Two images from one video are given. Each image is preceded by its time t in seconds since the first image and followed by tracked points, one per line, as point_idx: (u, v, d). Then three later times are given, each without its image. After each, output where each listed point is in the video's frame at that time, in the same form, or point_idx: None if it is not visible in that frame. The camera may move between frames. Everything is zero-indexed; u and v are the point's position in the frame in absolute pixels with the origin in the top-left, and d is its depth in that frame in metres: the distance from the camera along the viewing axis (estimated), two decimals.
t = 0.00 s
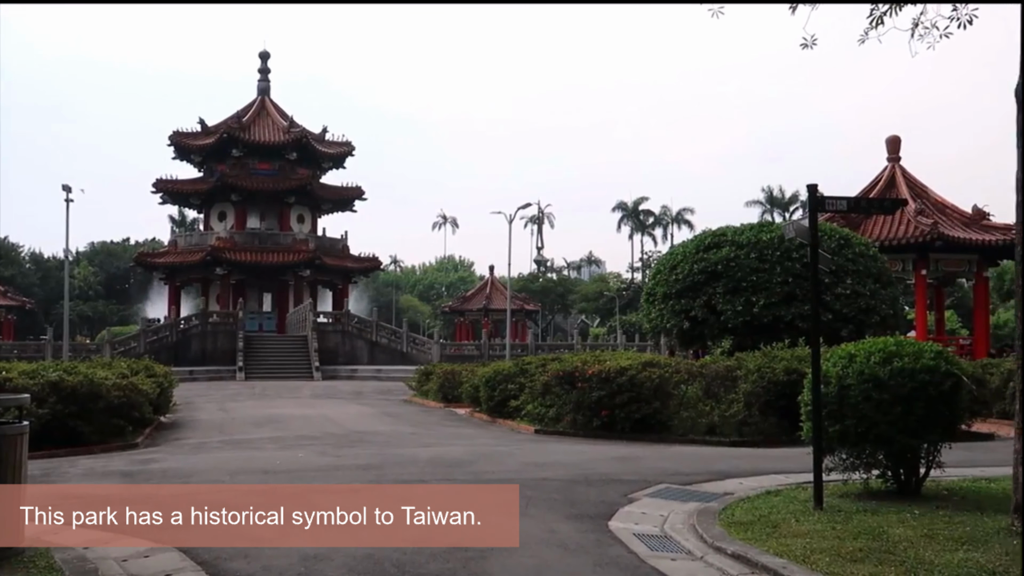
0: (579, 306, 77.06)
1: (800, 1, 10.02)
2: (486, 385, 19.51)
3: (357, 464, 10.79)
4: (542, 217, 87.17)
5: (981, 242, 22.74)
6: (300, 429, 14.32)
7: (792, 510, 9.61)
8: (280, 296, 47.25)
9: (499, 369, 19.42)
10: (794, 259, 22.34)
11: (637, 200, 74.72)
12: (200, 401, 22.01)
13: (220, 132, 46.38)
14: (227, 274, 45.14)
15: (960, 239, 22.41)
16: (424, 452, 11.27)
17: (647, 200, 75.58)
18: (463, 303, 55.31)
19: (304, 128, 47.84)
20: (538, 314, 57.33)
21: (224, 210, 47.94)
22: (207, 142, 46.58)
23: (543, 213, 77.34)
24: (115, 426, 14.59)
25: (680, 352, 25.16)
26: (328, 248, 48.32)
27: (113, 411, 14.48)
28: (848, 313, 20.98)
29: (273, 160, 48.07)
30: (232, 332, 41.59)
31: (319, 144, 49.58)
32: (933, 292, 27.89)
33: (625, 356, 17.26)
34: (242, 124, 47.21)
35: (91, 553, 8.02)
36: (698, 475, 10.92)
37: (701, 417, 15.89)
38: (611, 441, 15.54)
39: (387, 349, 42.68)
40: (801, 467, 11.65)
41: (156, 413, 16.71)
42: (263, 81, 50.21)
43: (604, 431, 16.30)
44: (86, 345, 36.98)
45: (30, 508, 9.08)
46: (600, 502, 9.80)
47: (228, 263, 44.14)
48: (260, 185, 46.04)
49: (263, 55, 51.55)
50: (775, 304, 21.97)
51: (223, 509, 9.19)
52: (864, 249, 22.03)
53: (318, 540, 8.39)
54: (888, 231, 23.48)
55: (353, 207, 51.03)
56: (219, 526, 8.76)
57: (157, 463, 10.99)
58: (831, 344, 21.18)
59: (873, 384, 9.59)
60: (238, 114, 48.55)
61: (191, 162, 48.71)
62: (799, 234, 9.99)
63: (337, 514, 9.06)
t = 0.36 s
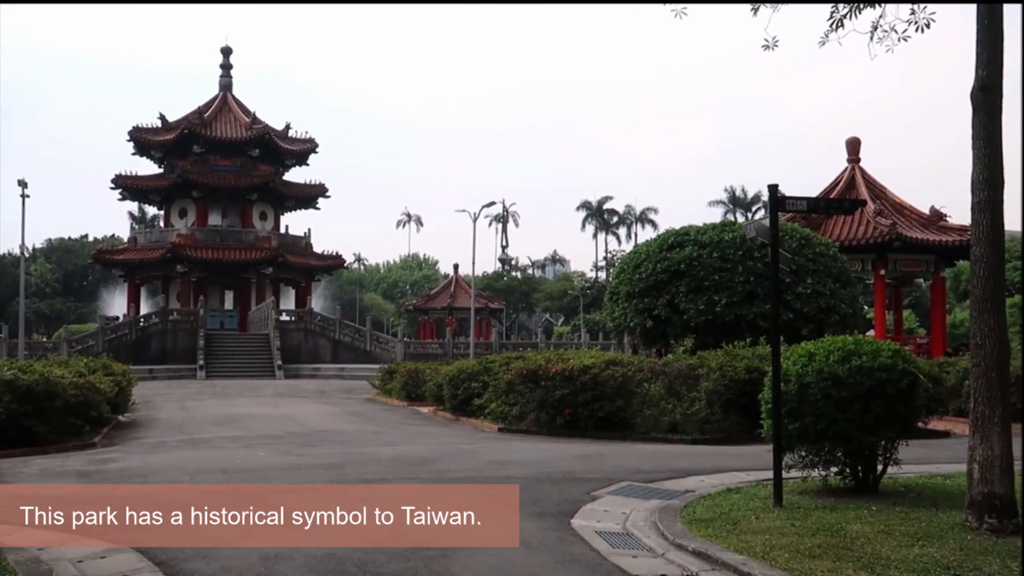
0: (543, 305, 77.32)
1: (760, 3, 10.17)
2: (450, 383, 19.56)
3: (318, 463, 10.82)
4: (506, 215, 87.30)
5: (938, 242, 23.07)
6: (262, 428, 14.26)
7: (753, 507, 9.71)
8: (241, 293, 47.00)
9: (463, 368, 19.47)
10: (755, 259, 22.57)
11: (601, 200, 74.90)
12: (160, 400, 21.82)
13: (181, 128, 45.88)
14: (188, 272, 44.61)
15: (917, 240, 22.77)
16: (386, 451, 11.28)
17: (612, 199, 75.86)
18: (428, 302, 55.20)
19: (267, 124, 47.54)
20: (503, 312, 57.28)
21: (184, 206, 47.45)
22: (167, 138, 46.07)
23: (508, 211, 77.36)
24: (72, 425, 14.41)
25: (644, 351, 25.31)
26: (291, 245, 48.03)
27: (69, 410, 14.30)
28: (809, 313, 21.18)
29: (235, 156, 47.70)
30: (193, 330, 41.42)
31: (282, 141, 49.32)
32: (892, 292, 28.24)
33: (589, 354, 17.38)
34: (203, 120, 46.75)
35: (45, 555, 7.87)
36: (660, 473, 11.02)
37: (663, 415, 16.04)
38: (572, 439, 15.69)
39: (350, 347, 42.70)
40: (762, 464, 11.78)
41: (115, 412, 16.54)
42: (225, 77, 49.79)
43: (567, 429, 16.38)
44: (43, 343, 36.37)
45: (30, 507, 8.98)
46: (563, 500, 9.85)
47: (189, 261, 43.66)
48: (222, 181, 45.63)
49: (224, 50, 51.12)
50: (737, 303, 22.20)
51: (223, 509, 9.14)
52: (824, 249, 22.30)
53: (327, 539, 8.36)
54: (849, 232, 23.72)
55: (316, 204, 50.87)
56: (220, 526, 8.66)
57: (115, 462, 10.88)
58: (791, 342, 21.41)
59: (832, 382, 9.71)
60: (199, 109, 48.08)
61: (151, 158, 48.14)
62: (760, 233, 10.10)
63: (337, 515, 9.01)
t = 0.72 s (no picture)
0: (508, 301, 77.51)
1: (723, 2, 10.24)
2: (414, 379, 19.54)
3: (278, 459, 10.82)
4: (471, 211, 87.33)
5: (897, 239, 23.39)
6: (222, 424, 14.18)
7: (714, 502, 9.80)
8: (202, 288, 46.46)
9: (427, 364, 19.47)
10: (718, 256, 22.72)
11: (565, 196, 75.16)
12: (119, 396, 21.61)
13: (141, 120, 45.30)
14: (148, 266, 44.08)
15: (876, 237, 23.12)
16: (349, 447, 11.27)
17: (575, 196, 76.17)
18: (391, 297, 55.20)
19: (228, 117, 47.13)
20: (466, 308, 57.63)
21: (144, 200, 46.91)
22: (127, 130, 45.44)
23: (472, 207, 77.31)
24: (28, 422, 14.20)
25: (607, 347, 25.45)
26: (253, 240, 47.68)
27: (25, 407, 14.10)
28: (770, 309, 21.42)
29: (195, 149, 47.24)
30: (152, 326, 40.74)
31: (244, 134, 48.92)
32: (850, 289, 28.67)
33: (552, 349, 17.47)
34: (164, 112, 46.20)
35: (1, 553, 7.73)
36: (621, 469, 11.12)
37: (626, 411, 16.07)
38: (533, 435, 15.78)
39: (312, 343, 42.77)
40: (722, 460, 11.89)
41: (72, 409, 16.33)
42: (186, 69, 49.25)
43: (530, 425, 16.45)
44: None
45: (30, 507, 8.86)
46: (525, 497, 9.89)
47: (150, 255, 43.13)
48: (182, 175, 45.17)
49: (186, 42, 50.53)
50: (700, 300, 22.31)
51: (223, 509, 9.06)
52: (785, 246, 22.52)
53: (327, 539, 8.29)
54: (809, 230, 23.95)
55: (278, 199, 50.57)
56: (219, 525, 8.59)
57: (73, 460, 10.75)
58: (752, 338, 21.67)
59: (792, 378, 9.80)
60: (159, 102, 47.51)
61: (111, 150, 47.51)
62: (722, 230, 10.18)
63: (337, 515, 8.95)
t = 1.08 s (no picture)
0: (473, 299, 77.54)
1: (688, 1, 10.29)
2: (378, 377, 19.55)
3: (240, 458, 10.78)
4: (436, 209, 87.16)
5: (858, 240, 23.57)
6: (183, 423, 14.08)
7: (677, 499, 9.87)
8: (163, 287, 46.00)
9: (391, 362, 19.49)
10: (682, 254, 22.89)
11: (530, 195, 75.32)
12: (76, 395, 21.33)
13: (101, 115, 44.71)
14: (108, 263, 43.50)
15: (838, 236, 23.26)
16: (312, 446, 11.23)
17: (541, 195, 76.31)
18: (356, 296, 55.00)
19: (191, 114, 46.68)
20: (432, 306, 57.46)
21: (105, 197, 46.38)
22: (86, 126, 44.80)
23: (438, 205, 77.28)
24: None
25: (572, 346, 25.56)
26: (216, 237, 47.32)
27: None
28: (733, 308, 21.69)
29: (157, 146, 46.75)
30: (113, 323, 40.53)
31: (207, 131, 48.49)
32: (811, 287, 28.96)
33: (517, 347, 17.57)
34: (125, 108, 45.65)
35: None
36: (585, 467, 11.19)
37: (590, 409, 16.18)
38: (496, 434, 15.85)
39: (277, 341, 42.34)
40: (686, 458, 12.01)
41: (28, 408, 16.10)
42: (148, 65, 48.70)
43: (495, 423, 16.51)
44: None
45: (29, 507, 8.80)
46: (489, 495, 9.92)
47: (110, 252, 42.62)
48: (144, 171, 44.69)
49: (148, 37, 49.95)
50: (664, 299, 22.39)
51: (223, 509, 9.04)
52: (748, 245, 22.72)
53: (329, 537, 8.29)
54: (772, 229, 24.22)
55: (242, 196, 50.24)
56: (220, 526, 8.57)
57: (30, 460, 10.60)
58: (717, 337, 21.95)
59: (754, 376, 9.90)
60: (120, 97, 46.93)
61: (70, 147, 46.84)
62: (685, 229, 10.26)
63: (336, 515, 8.95)
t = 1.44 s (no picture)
0: (438, 297, 77.43)
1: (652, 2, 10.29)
2: (341, 376, 19.51)
3: (202, 458, 10.73)
4: (401, 208, 86.83)
5: (819, 240, 23.80)
6: (144, 423, 13.96)
7: (640, 497, 9.95)
8: (124, 286, 45.46)
9: (355, 361, 19.47)
10: (646, 254, 23.06)
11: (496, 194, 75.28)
12: (34, 395, 21.01)
13: (60, 111, 44.02)
14: (66, 262, 42.90)
15: (800, 236, 23.49)
16: (275, 446, 11.18)
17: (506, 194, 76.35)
18: (321, 295, 54.67)
19: (153, 110, 46.16)
20: (398, 305, 57.28)
21: (64, 194, 45.73)
22: (44, 122, 44.10)
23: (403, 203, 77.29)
24: None
25: (537, 345, 25.62)
26: (177, 236, 46.87)
27: None
28: (697, 307, 21.91)
29: (118, 142, 46.19)
30: (72, 323, 39.82)
31: (169, 128, 47.99)
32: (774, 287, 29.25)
33: (482, 347, 17.63)
34: (85, 104, 44.99)
35: None
36: (550, 466, 11.25)
37: (555, 408, 16.24)
38: (460, 433, 15.88)
39: (240, 341, 42.08)
40: (650, 456, 12.13)
41: None
42: (109, 60, 48.05)
43: (459, 422, 16.53)
44: None
45: (29, 507, 8.73)
46: (453, 494, 9.94)
47: (70, 250, 42.07)
48: (104, 169, 44.15)
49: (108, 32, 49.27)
50: (628, 298, 22.52)
51: (223, 509, 9.02)
52: (712, 245, 22.89)
53: (329, 538, 8.31)
54: (736, 229, 24.52)
55: (205, 193, 49.84)
56: (220, 525, 8.55)
57: None
58: (681, 336, 22.14)
59: (717, 374, 10.01)
60: (80, 93, 46.27)
61: (28, 142, 46.09)
62: (649, 229, 10.34)
63: (337, 514, 8.97)
